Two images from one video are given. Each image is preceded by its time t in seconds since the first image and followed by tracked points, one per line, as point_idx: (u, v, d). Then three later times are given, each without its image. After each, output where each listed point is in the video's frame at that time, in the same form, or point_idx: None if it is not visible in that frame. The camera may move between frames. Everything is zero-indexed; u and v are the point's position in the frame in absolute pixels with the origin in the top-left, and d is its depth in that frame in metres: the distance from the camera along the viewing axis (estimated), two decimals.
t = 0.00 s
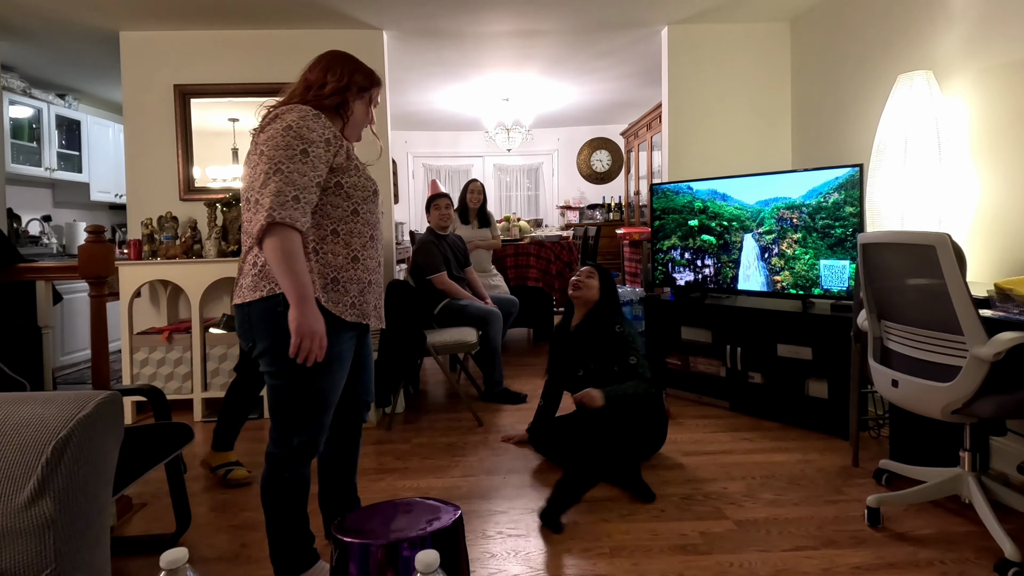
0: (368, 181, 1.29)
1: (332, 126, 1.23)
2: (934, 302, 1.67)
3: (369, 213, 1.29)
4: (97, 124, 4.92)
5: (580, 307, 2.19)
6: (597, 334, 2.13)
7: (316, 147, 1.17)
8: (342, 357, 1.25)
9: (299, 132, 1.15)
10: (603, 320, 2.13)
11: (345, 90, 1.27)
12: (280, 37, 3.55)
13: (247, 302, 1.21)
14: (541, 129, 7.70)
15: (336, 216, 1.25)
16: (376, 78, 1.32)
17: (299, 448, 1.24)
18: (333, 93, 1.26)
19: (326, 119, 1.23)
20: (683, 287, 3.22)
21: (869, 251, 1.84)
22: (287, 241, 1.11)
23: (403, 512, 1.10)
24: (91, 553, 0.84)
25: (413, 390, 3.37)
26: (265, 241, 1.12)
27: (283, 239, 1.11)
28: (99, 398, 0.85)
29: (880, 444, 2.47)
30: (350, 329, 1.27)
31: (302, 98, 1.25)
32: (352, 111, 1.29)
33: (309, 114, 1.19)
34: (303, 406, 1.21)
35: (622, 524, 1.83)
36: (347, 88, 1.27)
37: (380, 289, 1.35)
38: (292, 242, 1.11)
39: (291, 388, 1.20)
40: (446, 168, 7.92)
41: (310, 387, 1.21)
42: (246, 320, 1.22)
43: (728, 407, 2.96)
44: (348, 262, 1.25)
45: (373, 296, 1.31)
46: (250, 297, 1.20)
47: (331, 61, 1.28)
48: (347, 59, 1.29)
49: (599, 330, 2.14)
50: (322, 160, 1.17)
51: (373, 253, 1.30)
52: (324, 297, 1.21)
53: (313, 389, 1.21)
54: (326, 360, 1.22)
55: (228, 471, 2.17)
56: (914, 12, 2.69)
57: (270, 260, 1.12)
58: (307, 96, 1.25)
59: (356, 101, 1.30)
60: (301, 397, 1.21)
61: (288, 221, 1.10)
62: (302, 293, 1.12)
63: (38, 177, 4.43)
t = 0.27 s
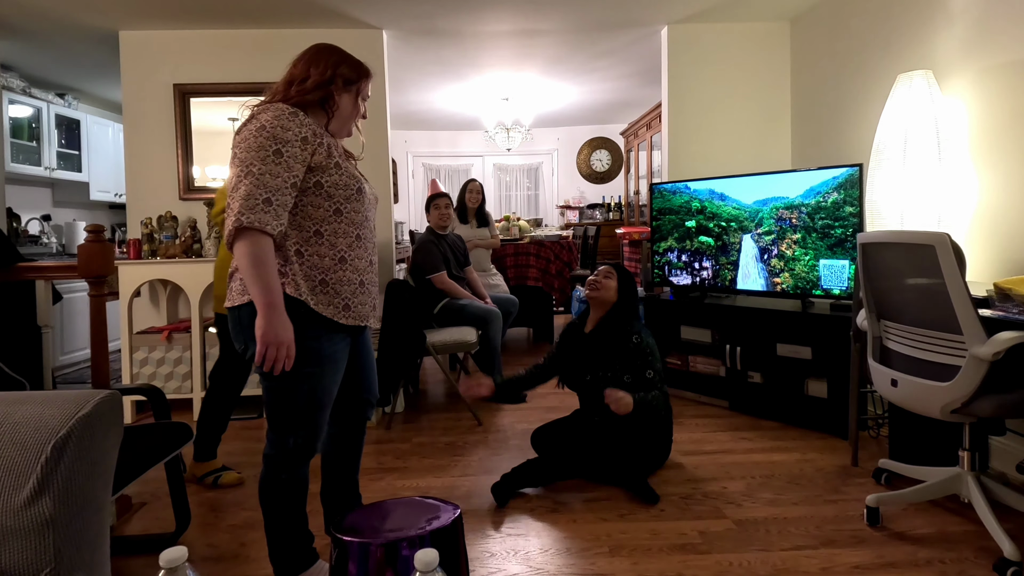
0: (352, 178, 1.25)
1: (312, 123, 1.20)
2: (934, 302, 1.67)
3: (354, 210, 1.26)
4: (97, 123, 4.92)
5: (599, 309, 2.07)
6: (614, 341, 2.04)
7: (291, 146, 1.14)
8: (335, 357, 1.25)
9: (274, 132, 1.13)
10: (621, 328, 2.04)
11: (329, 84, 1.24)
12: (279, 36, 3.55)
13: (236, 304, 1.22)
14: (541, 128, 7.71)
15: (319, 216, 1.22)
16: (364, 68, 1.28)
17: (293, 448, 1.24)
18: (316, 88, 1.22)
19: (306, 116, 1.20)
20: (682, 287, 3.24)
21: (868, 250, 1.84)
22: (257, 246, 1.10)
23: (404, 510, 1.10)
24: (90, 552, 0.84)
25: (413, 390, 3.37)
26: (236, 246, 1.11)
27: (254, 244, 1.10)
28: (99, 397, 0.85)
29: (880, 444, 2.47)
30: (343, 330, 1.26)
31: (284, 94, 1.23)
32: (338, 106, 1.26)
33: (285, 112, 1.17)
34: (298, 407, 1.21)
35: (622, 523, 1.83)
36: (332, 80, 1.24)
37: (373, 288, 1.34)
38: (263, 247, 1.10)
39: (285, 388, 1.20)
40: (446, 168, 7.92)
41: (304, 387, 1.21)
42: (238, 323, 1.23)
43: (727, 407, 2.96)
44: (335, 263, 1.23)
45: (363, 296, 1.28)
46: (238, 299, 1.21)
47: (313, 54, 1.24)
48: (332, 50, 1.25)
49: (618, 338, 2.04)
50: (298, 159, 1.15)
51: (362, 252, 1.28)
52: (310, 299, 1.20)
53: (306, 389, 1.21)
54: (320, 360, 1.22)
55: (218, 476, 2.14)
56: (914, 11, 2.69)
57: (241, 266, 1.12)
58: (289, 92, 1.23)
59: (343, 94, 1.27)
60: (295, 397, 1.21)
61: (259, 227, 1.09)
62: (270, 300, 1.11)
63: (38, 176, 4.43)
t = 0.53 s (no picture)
0: (342, 178, 1.23)
1: (301, 123, 1.18)
2: (933, 302, 1.67)
3: (345, 211, 1.24)
4: (96, 123, 4.91)
5: (612, 316, 1.98)
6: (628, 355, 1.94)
7: (279, 148, 1.12)
8: (332, 358, 1.24)
9: (260, 133, 1.11)
10: (637, 343, 1.93)
11: (319, 79, 1.21)
12: (279, 36, 3.55)
13: (232, 308, 1.22)
14: (541, 128, 7.71)
15: (309, 218, 1.20)
16: (355, 62, 1.25)
17: (292, 449, 1.24)
18: (305, 84, 1.20)
19: (294, 116, 1.18)
20: (682, 287, 3.25)
21: (868, 250, 1.84)
22: (244, 253, 1.09)
23: (402, 510, 1.10)
24: (90, 552, 0.84)
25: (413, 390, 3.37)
26: (225, 252, 1.10)
27: (243, 251, 1.08)
28: (98, 398, 0.85)
29: (879, 443, 2.47)
30: (339, 333, 1.26)
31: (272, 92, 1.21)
32: (329, 102, 1.24)
33: (272, 113, 1.15)
34: (295, 408, 1.21)
35: (621, 523, 1.84)
36: (321, 76, 1.21)
37: (367, 289, 1.33)
38: (252, 253, 1.09)
39: (282, 389, 1.20)
40: (445, 168, 7.92)
41: (301, 388, 1.21)
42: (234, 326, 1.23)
43: (727, 406, 2.96)
44: (327, 266, 1.22)
45: (356, 298, 1.27)
46: (233, 304, 1.21)
47: (302, 49, 1.22)
48: (322, 45, 1.23)
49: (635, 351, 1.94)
50: (284, 161, 1.13)
51: (354, 253, 1.26)
52: (300, 304, 1.19)
53: (303, 389, 1.21)
54: (316, 361, 1.22)
55: (217, 477, 2.14)
56: (913, 10, 2.69)
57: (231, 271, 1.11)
58: (278, 90, 1.20)
59: (334, 90, 1.24)
60: (292, 398, 1.21)
61: (246, 233, 1.07)
62: (262, 307, 1.09)
63: (37, 177, 4.43)
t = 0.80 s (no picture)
0: (338, 175, 1.23)
1: (296, 121, 1.18)
2: (933, 303, 1.67)
3: (342, 209, 1.24)
4: (96, 122, 4.91)
5: (618, 324, 2.06)
6: (640, 358, 2.02)
7: (272, 146, 1.12)
8: (334, 359, 1.24)
9: (254, 132, 1.11)
10: (647, 352, 2.01)
11: (317, 77, 1.21)
12: (279, 36, 3.55)
13: (235, 309, 1.23)
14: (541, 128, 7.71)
15: (306, 216, 1.20)
16: (353, 58, 1.24)
17: (296, 449, 1.24)
18: (303, 82, 1.20)
19: (289, 114, 1.18)
20: (682, 287, 3.26)
21: (868, 251, 1.84)
22: (238, 251, 1.09)
23: (404, 509, 1.10)
24: (90, 551, 0.84)
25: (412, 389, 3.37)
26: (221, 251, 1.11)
27: (239, 250, 1.09)
28: (98, 397, 0.85)
29: (878, 443, 2.47)
30: (341, 333, 1.26)
31: (270, 91, 1.21)
32: (327, 100, 1.24)
33: (265, 111, 1.15)
34: (297, 409, 1.22)
35: (621, 523, 1.84)
36: (319, 74, 1.21)
37: (368, 289, 1.32)
38: (247, 252, 1.09)
39: (285, 391, 1.21)
40: (445, 168, 7.92)
41: (303, 389, 1.21)
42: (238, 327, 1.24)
43: (727, 406, 2.96)
44: (325, 266, 1.21)
45: (356, 296, 1.27)
46: (235, 305, 1.23)
47: (299, 47, 1.22)
48: (321, 42, 1.23)
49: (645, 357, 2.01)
50: (277, 159, 1.13)
51: (353, 252, 1.26)
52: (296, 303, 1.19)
53: (305, 390, 1.21)
54: (317, 363, 1.21)
55: (217, 476, 2.13)
56: (913, 10, 2.69)
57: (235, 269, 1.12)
58: (276, 88, 1.21)
59: (332, 87, 1.24)
60: (296, 399, 1.21)
61: (237, 233, 1.08)
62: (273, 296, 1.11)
63: (37, 176, 4.42)
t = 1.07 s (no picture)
0: (339, 171, 1.22)
1: (297, 118, 1.18)
2: (933, 301, 1.67)
3: (343, 205, 1.23)
4: (95, 121, 4.90)
5: (619, 320, 2.07)
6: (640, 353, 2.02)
7: (271, 141, 1.12)
8: (337, 358, 1.24)
9: (253, 127, 1.11)
10: (647, 348, 2.01)
11: (320, 75, 1.21)
12: (279, 34, 3.55)
13: (237, 307, 1.23)
14: (541, 127, 7.70)
15: (307, 212, 1.19)
16: (356, 56, 1.24)
17: (298, 449, 1.24)
18: (306, 80, 1.20)
19: (290, 110, 1.18)
20: (682, 284, 3.25)
21: (868, 249, 1.84)
22: (237, 244, 1.09)
23: (404, 508, 1.10)
24: (89, 550, 0.84)
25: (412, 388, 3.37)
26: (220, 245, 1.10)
27: (239, 240, 1.08)
28: (97, 395, 0.85)
29: (878, 442, 2.47)
30: (344, 331, 1.25)
31: (272, 88, 1.21)
32: (329, 98, 1.23)
33: (265, 107, 1.14)
34: (299, 408, 1.22)
35: (621, 521, 1.84)
36: (322, 72, 1.21)
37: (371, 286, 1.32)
38: (246, 244, 1.09)
39: (287, 390, 1.21)
40: (445, 166, 7.92)
41: (306, 389, 1.21)
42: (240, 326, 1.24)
43: (727, 405, 2.97)
44: (327, 262, 1.21)
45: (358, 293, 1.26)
46: (236, 302, 1.23)
47: (302, 44, 1.21)
48: (324, 40, 1.22)
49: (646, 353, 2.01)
50: (275, 155, 1.12)
51: (356, 249, 1.25)
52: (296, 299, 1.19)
53: (307, 390, 1.21)
54: (320, 363, 1.21)
55: (217, 475, 2.13)
56: (914, 8, 2.69)
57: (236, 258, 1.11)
58: (278, 86, 1.20)
59: (335, 85, 1.24)
60: (298, 399, 1.21)
61: (235, 225, 1.07)
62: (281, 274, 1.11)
63: (36, 174, 4.42)
